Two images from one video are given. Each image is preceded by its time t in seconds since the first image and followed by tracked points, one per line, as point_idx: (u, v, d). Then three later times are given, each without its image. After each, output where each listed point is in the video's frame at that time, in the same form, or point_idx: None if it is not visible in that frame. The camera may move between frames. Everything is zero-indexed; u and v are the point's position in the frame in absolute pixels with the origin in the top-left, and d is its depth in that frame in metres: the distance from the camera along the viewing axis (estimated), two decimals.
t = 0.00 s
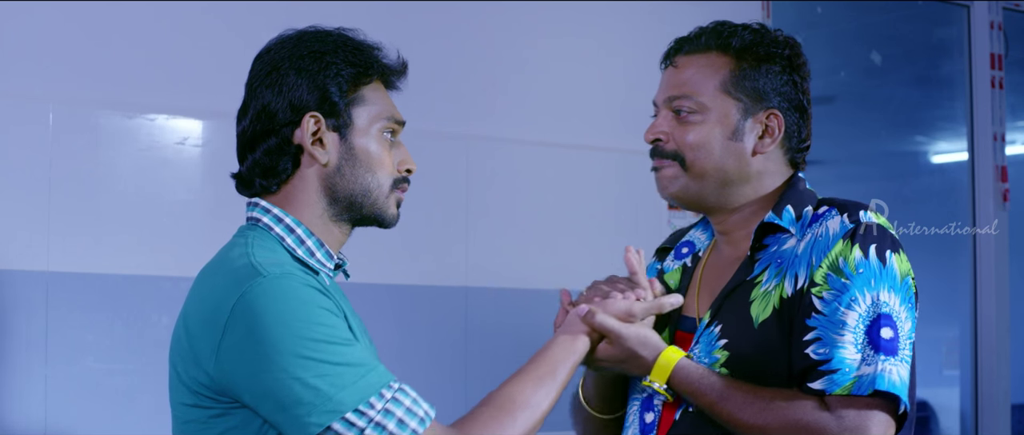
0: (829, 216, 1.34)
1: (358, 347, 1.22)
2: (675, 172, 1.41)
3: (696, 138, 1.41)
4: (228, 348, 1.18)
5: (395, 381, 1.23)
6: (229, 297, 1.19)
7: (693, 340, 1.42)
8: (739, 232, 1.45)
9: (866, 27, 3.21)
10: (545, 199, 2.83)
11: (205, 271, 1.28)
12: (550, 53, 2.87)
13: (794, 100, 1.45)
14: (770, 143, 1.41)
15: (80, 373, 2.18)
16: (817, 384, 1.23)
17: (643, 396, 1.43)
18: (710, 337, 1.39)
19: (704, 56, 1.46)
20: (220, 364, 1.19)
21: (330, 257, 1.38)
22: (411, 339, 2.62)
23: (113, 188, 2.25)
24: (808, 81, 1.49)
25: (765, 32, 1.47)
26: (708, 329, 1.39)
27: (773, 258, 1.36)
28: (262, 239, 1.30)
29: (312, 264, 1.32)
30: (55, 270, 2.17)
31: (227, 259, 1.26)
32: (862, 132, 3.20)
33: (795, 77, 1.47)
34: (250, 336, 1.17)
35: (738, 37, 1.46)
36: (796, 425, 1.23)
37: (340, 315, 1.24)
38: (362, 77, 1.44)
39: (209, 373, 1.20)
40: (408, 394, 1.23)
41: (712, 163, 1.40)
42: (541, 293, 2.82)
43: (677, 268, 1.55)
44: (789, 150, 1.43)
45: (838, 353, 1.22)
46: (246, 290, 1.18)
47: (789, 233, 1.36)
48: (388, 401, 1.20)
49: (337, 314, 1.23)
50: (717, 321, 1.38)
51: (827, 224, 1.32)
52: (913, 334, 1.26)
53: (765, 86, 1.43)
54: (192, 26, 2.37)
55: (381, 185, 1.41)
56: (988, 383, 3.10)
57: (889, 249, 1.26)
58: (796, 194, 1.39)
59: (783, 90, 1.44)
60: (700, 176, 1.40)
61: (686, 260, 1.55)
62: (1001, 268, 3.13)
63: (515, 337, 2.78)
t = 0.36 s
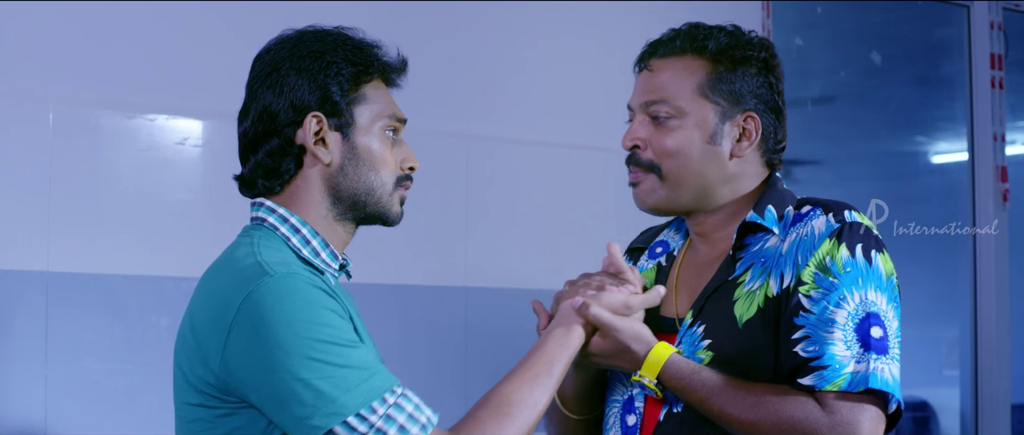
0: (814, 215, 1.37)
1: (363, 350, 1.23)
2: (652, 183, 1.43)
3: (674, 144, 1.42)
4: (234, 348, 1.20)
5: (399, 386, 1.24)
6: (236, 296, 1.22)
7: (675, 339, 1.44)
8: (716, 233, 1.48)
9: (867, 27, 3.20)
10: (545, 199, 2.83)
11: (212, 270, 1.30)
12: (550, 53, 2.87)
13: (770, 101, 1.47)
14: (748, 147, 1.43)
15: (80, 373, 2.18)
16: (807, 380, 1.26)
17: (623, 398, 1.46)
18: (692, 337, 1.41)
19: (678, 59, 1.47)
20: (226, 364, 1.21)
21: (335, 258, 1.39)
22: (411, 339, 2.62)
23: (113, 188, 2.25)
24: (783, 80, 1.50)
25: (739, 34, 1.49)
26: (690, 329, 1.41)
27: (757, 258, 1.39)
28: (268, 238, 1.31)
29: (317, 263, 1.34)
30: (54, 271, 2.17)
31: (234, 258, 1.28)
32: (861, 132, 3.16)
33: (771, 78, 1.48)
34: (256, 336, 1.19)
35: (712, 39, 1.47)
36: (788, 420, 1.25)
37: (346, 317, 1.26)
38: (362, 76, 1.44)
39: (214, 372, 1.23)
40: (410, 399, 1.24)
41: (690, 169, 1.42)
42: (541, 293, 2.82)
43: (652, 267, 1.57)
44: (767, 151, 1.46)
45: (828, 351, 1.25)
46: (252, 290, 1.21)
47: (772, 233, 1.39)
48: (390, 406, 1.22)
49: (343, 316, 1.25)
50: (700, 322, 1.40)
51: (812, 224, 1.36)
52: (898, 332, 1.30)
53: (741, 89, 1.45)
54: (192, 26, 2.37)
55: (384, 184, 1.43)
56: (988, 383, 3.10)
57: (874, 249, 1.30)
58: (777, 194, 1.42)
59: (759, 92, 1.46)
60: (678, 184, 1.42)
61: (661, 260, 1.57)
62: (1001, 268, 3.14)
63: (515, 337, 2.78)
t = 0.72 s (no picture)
0: (804, 213, 1.37)
1: (349, 351, 1.26)
2: (667, 213, 1.43)
3: (679, 172, 1.41)
4: (220, 351, 1.22)
5: (387, 387, 1.28)
6: (221, 299, 1.23)
7: (666, 341, 1.46)
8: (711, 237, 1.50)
9: (867, 27, 3.19)
10: (544, 199, 2.82)
11: (199, 272, 1.31)
12: (550, 54, 2.87)
13: (744, 97, 1.49)
14: (744, 150, 1.45)
15: (80, 373, 2.18)
16: (803, 382, 1.26)
17: (612, 399, 1.47)
18: (682, 339, 1.42)
19: (655, 85, 1.44)
20: (212, 367, 1.23)
21: (326, 258, 1.40)
22: (411, 339, 2.62)
23: (113, 188, 2.25)
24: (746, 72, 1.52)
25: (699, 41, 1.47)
26: (680, 331, 1.42)
27: (748, 258, 1.40)
28: (257, 240, 1.33)
29: (308, 264, 1.35)
30: (54, 271, 2.17)
31: (221, 259, 1.29)
32: (862, 132, 3.15)
33: (740, 74, 1.49)
34: (243, 338, 1.20)
35: (681, 55, 1.45)
36: (784, 423, 1.25)
37: (332, 319, 1.28)
38: (357, 75, 1.45)
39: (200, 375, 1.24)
40: (399, 400, 1.28)
41: (698, 189, 1.42)
42: (540, 293, 2.82)
43: (637, 269, 1.59)
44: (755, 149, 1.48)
45: (823, 351, 1.25)
46: (238, 292, 1.22)
47: (762, 233, 1.40)
48: (378, 408, 1.25)
49: (329, 317, 1.27)
50: (690, 323, 1.41)
51: (802, 222, 1.36)
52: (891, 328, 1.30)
53: (722, 96, 1.45)
54: (192, 26, 2.37)
55: (377, 184, 1.43)
56: (989, 382, 3.10)
57: (864, 246, 1.30)
58: (764, 194, 1.43)
59: (736, 92, 1.47)
60: (691, 209, 1.43)
61: (645, 261, 1.58)
62: (1001, 268, 3.14)
63: (515, 336, 2.78)
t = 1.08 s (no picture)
0: (805, 214, 1.37)
1: (341, 353, 1.26)
2: (668, 212, 1.43)
3: (681, 171, 1.41)
4: (211, 351, 1.22)
5: (378, 390, 1.28)
6: (213, 299, 1.23)
7: (664, 340, 1.46)
8: (711, 237, 1.50)
9: (868, 27, 3.19)
10: (545, 199, 2.82)
11: (193, 271, 1.32)
12: (550, 54, 2.87)
13: (747, 97, 1.49)
14: (746, 151, 1.46)
15: (79, 373, 2.18)
16: (803, 384, 1.27)
17: (611, 399, 1.47)
18: (682, 338, 1.42)
19: (659, 83, 1.44)
20: (203, 366, 1.23)
21: (320, 258, 1.40)
22: (411, 339, 2.62)
23: (113, 188, 2.25)
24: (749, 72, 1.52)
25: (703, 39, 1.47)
26: (679, 330, 1.42)
27: (749, 258, 1.40)
28: (252, 240, 1.33)
29: (301, 264, 1.34)
30: (54, 271, 2.17)
31: (214, 259, 1.30)
32: (861, 131, 3.15)
33: (743, 73, 1.49)
34: (234, 338, 1.21)
35: (684, 54, 1.44)
36: (784, 423, 1.26)
37: (324, 319, 1.28)
38: (352, 75, 1.45)
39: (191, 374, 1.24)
40: (390, 403, 1.28)
41: (700, 190, 1.43)
42: (540, 293, 2.82)
43: (636, 269, 1.59)
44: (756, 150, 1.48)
45: (823, 353, 1.26)
46: (230, 292, 1.22)
47: (763, 234, 1.40)
48: (369, 410, 1.25)
49: (321, 318, 1.27)
50: (690, 322, 1.41)
51: (804, 223, 1.36)
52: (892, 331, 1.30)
53: (725, 95, 1.45)
54: (192, 26, 2.37)
55: (371, 184, 1.44)
56: (988, 382, 3.10)
57: (866, 248, 1.30)
58: (765, 194, 1.43)
59: (739, 92, 1.47)
60: (692, 208, 1.43)
61: (645, 261, 1.58)
62: (1001, 268, 3.14)
63: (515, 336, 2.77)
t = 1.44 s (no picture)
0: (808, 215, 1.37)
1: (342, 351, 1.26)
2: (662, 203, 1.43)
3: (679, 163, 1.41)
4: (212, 351, 1.22)
5: (380, 387, 1.28)
6: (212, 298, 1.23)
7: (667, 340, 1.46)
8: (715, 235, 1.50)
9: (868, 27, 3.19)
10: (545, 199, 2.82)
11: (192, 272, 1.31)
12: (550, 54, 2.87)
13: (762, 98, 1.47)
14: (750, 153, 1.44)
15: (79, 373, 2.18)
16: (805, 385, 1.27)
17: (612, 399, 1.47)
18: (684, 338, 1.42)
19: (670, 72, 1.43)
20: (204, 367, 1.23)
21: (318, 257, 1.40)
22: (411, 339, 2.62)
23: (113, 188, 2.25)
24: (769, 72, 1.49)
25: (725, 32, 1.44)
26: (682, 330, 1.42)
27: (751, 259, 1.40)
28: (251, 240, 1.32)
29: (299, 264, 1.34)
30: (54, 271, 2.17)
31: (214, 259, 1.30)
32: (861, 131, 3.15)
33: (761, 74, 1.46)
34: (235, 338, 1.20)
35: (701, 45, 1.43)
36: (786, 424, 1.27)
37: (325, 318, 1.29)
38: (347, 73, 1.45)
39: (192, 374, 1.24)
40: (391, 401, 1.28)
41: (698, 185, 1.42)
42: (540, 293, 2.82)
43: (640, 269, 1.58)
44: (762, 152, 1.47)
45: (825, 355, 1.26)
46: (229, 292, 1.22)
47: (766, 234, 1.40)
48: (371, 408, 1.25)
49: (322, 316, 1.27)
50: (692, 323, 1.41)
51: (807, 224, 1.36)
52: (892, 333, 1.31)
53: (736, 93, 1.43)
54: (192, 26, 2.37)
55: (369, 182, 1.44)
56: (988, 382, 3.09)
57: (868, 250, 1.30)
58: (768, 194, 1.43)
59: (752, 92, 1.45)
60: (687, 202, 1.43)
61: (649, 261, 1.58)
62: (1001, 268, 3.14)
63: (514, 336, 2.77)
